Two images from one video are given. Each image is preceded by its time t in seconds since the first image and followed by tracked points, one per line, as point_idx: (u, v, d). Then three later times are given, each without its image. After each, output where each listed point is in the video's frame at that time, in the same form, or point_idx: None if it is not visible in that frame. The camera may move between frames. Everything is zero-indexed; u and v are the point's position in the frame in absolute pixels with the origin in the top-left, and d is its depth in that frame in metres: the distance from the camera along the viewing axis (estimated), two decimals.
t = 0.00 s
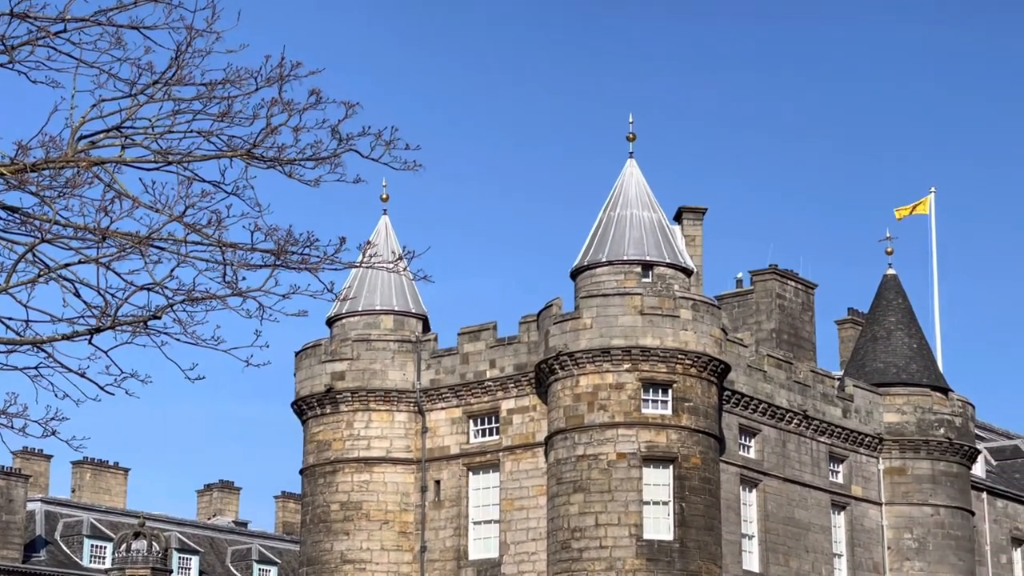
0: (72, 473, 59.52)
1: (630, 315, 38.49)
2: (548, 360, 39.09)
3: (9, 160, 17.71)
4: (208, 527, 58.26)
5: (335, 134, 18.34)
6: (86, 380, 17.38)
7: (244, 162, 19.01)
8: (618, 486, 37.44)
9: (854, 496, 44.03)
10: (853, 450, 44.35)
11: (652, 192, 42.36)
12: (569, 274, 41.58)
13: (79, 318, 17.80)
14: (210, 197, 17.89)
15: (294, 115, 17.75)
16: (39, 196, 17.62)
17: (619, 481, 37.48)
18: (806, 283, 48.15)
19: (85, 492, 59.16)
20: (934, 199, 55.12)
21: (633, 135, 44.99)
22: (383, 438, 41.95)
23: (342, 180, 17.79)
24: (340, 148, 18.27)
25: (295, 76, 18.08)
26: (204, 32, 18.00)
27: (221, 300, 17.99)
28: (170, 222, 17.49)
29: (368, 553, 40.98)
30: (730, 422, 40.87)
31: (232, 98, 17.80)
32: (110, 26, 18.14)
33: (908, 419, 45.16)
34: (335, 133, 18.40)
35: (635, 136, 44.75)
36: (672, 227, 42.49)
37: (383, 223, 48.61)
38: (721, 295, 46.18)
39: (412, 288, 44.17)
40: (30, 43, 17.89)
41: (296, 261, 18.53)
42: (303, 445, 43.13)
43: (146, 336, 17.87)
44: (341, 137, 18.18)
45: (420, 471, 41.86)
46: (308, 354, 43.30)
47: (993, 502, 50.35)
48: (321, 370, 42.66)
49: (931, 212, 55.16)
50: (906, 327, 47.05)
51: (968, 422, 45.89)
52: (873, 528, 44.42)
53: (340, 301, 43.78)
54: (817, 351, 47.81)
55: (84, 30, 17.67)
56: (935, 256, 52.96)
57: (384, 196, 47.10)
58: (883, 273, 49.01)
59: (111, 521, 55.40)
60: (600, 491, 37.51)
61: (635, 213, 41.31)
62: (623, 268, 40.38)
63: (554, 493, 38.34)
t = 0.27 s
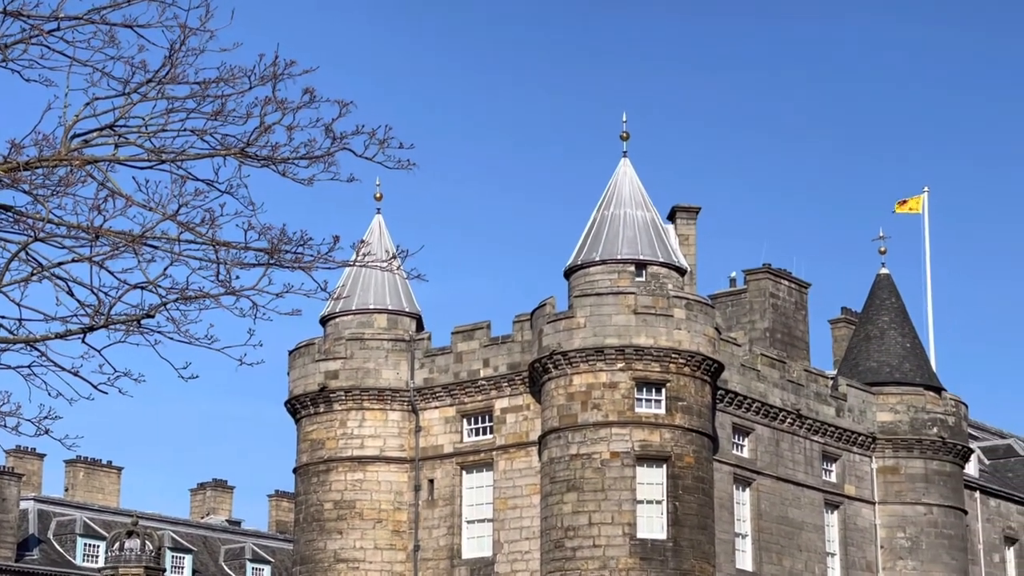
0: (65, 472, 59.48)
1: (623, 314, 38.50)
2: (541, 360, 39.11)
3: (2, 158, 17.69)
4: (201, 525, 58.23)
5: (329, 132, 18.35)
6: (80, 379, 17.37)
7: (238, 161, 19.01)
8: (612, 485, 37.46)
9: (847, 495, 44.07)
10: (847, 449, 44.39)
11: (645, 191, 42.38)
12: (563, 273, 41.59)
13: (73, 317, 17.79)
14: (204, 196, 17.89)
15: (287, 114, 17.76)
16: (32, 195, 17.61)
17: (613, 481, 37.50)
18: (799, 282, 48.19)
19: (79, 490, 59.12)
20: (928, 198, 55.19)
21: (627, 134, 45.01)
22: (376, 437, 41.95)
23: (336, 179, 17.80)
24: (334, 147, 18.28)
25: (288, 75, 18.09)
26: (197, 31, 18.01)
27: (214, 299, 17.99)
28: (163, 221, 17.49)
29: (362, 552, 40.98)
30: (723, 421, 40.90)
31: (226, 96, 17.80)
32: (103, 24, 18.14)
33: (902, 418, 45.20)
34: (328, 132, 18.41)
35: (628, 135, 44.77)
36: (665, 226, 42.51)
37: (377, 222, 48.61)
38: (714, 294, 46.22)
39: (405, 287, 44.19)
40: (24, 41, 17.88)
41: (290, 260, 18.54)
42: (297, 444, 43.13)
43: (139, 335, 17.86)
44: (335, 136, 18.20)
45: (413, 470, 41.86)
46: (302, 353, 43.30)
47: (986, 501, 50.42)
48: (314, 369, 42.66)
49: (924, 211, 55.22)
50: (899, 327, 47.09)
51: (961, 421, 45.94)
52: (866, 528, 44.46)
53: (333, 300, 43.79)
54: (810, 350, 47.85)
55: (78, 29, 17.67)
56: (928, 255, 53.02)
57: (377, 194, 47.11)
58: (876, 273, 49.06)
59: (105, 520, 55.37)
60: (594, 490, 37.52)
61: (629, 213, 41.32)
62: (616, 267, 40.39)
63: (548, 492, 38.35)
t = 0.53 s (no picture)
0: (58, 470, 59.43)
1: (617, 313, 38.51)
2: (534, 358, 39.12)
3: None
4: (194, 524, 58.21)
5: (322, 131, 18.35)
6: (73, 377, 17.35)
7: (230, 160, 19.01)
8: (605, 484, 37.47)
9: (840, 494, 44.12)
10: (839, 448, 44.43)
11: (638, 190, 42.39)
12: (556, 272, 41.59)
13: (65, 315, 17.77)
14: (196, 194, 17.89)
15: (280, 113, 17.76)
16: (25, 193, 17.59)
17: (606, 479, 37.51)
18: (792, 281, 48.22)
19: (71, 489, 59.07)
20: (920, 197, 55.24)
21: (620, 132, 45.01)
22: (369, 435, 41.95)
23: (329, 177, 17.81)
24: (327, 146, 18.29)
25: (282, 73, 18.09)
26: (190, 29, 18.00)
27: (207, 297, 17.99)
28: (155, 219, 17.48)
29: (354, 551, 40.98)
30: (716, 420, 40.93)
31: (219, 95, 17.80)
32: (96, 23, 18.12)
33: (894, 417, 45.24)
34: (321, 131, 18.42)
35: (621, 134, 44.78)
36: (658, 225, 42.52)
37: (370, 220, 48.60)
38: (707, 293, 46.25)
39: (398, 286, 44.19)
40: (16, 39, 17.85)
41: (283, 258, 18.55)
42: (290, 443, 43.10)
43: (132, 333, 17.85)
44: (328, 135, 18.21)
45: (406, 469, 41.86)
46: (295, 351, 43.30)
47: (978, 499, 50.48)
48: (307, 368, 42.65)
49: (917, 210, 55.27)
50: (892, 326, 47.15)
51: (953, 420, 46.00)
52: (859, 526, 44.50)
53: (326, 298, 43.78)
54: (803, 349, 47.88)
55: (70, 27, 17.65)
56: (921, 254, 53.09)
57: (370, 193, 47.11)
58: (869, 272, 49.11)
59: (97, 518, 55.33)
60: (587, 489, 37.53)
61: (622, 211, 41.33)
62: (609, 266, 40.40)
63: (541, 490, 38.36)
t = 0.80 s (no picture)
0: (49, 469, 59.36)
1: (609, 311, 38.52)
2: (527, 356, 39.12)
3: None
4: (185, 522, 58.17)
5: (314, 129, 18.37)
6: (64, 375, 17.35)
7: (223, 158, 19.02)
8: (597, 482, 37.48)
9: (832, 493, 44.16)
10: (831, 447, 44.48)
11: (631, 188, 42.41)
12: (548, 270, 41.60)
13: (57, 313, 17.76)
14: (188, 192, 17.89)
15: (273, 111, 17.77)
16: (16, 190, 17.58)
17: (598, 478, 37.52)
18: (784, 280, 48.26)
19: (62, 487, 59.01)
20: (912, 196, 55.30)
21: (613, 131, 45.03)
22: (361, 434, 41.94)
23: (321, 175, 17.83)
24: (320, 144, 18.32)
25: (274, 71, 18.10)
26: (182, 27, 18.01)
27: (199, 296, 18.00)
28: (147, 217, 17.48)
29: (346, 549, 40.98)
30: (708, 419, 40.95)
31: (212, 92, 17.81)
32: (88, 20, 18.12)
33: (886, 415, 45.29)
34: (313, 129, 18.45)
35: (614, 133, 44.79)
36: (651, 224, 42.55)
37: (362, 218, 48.58)
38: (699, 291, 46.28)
39: (391, 284, 44.18)
40: (8, 36, 17.83)
41: (275, 256, 18.58)
42: (282, 441, 43.08)
43: (123, 331, 17.84)
44: (320, 133, 18.23)
45: (398, 467, 41.84)
46: (287, 350, 43.28)
47: (969, 498, 50.55)
48: (300, 366, 42.63)
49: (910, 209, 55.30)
50: (883, 325, 47.22)
51: (945, 419, 46.05)
52: (850, 525, 44.55)
53: (318, 297, 43.75)
54: (795, 348, 47.92)
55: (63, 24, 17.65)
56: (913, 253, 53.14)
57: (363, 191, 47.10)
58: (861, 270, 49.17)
59: (89, 517, 55.27)
60: (578, 488, 37.55)
61: (614, 210, 41.34)
62: (602, 264, 40.40)
63: (533, 489, 38.37)
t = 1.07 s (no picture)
0: (39, 467, 59.29)
1: (599, 310, 38.53)
2: (517, 355, 39.14)
3: None
4: (175, 521, 58.14)
5: (304, 128, 18.39)
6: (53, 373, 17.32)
7: (213, 156, 19.01)
8: (587, 481, 37.50)
9: (821, 492, 44.21)
10: (821, 446, 44.53)
11: (621, 188, 42.42)
12: (539, 269, 41.61)
13: (46, 311, 17.73)
14: (178, 190, 17.89)
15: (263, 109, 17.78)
16: (5, 188, 17.54)
17: (588, 477, 37.53)
18: (775, 279, 48.31)
19: (52, 486, 58.94)
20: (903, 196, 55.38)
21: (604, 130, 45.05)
22: (351, 432, 41.93)
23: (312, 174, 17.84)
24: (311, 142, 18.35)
25: (264, 70, 18.11)
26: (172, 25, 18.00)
27: (189, 294, 18.00)
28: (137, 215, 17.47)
29: (336, 548, 40.97)
30: (698, 417, 40.99)
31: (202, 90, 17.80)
32: (78, 18, 18.10)
33: (876, 415, 45.34)
34: (303, 128, 18.49)
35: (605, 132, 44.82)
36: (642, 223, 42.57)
37: (353, 217, 48.57)
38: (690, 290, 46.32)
39: (381, 282, 44.17)
40: None
41: (265, 254, 18.60)
42: (272, 440, 43.06)
43: (113, 329, 17.82)
44: (311, 131, 18.26)
45: (388, 466, 41.84)
46: (277, 348, 43.26)
47: (959, 497, 50.63)
48: (290, 364, 42.61)
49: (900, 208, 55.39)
50: (874, 324, 47.32)
51: (935, 418, 46.12)
52: (840, 524, 44.60)
53: (309, 295, 43.73)
54: (785, 347, 47.95)
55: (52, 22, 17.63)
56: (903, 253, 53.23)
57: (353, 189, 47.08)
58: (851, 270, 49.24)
59: (78, 515, 55.22)
60: (569, 487, 37.56)
61: (605, 209, 41.36)
62: (592, 263, 40.42)
63: (523, 488, 38.38)
